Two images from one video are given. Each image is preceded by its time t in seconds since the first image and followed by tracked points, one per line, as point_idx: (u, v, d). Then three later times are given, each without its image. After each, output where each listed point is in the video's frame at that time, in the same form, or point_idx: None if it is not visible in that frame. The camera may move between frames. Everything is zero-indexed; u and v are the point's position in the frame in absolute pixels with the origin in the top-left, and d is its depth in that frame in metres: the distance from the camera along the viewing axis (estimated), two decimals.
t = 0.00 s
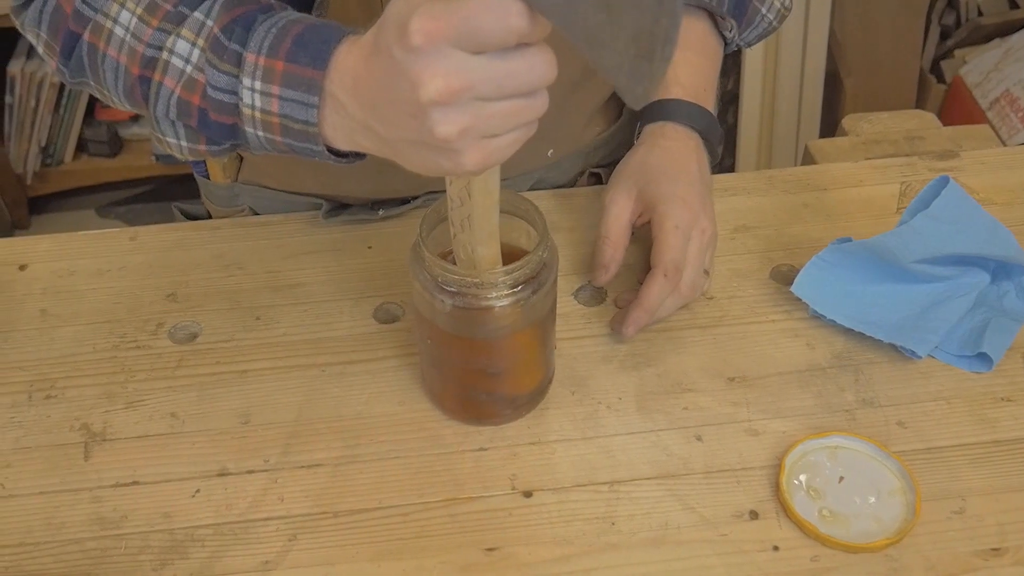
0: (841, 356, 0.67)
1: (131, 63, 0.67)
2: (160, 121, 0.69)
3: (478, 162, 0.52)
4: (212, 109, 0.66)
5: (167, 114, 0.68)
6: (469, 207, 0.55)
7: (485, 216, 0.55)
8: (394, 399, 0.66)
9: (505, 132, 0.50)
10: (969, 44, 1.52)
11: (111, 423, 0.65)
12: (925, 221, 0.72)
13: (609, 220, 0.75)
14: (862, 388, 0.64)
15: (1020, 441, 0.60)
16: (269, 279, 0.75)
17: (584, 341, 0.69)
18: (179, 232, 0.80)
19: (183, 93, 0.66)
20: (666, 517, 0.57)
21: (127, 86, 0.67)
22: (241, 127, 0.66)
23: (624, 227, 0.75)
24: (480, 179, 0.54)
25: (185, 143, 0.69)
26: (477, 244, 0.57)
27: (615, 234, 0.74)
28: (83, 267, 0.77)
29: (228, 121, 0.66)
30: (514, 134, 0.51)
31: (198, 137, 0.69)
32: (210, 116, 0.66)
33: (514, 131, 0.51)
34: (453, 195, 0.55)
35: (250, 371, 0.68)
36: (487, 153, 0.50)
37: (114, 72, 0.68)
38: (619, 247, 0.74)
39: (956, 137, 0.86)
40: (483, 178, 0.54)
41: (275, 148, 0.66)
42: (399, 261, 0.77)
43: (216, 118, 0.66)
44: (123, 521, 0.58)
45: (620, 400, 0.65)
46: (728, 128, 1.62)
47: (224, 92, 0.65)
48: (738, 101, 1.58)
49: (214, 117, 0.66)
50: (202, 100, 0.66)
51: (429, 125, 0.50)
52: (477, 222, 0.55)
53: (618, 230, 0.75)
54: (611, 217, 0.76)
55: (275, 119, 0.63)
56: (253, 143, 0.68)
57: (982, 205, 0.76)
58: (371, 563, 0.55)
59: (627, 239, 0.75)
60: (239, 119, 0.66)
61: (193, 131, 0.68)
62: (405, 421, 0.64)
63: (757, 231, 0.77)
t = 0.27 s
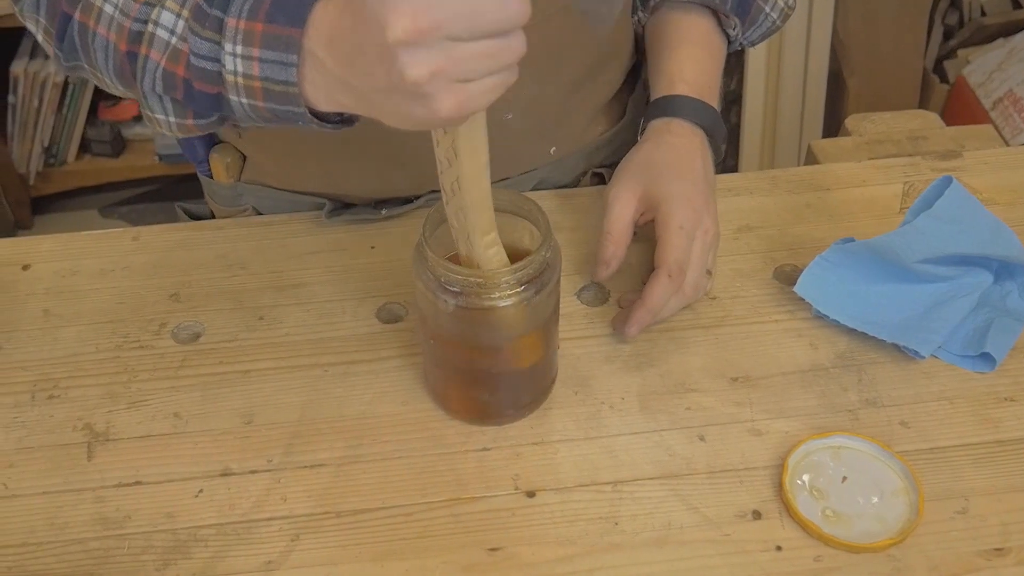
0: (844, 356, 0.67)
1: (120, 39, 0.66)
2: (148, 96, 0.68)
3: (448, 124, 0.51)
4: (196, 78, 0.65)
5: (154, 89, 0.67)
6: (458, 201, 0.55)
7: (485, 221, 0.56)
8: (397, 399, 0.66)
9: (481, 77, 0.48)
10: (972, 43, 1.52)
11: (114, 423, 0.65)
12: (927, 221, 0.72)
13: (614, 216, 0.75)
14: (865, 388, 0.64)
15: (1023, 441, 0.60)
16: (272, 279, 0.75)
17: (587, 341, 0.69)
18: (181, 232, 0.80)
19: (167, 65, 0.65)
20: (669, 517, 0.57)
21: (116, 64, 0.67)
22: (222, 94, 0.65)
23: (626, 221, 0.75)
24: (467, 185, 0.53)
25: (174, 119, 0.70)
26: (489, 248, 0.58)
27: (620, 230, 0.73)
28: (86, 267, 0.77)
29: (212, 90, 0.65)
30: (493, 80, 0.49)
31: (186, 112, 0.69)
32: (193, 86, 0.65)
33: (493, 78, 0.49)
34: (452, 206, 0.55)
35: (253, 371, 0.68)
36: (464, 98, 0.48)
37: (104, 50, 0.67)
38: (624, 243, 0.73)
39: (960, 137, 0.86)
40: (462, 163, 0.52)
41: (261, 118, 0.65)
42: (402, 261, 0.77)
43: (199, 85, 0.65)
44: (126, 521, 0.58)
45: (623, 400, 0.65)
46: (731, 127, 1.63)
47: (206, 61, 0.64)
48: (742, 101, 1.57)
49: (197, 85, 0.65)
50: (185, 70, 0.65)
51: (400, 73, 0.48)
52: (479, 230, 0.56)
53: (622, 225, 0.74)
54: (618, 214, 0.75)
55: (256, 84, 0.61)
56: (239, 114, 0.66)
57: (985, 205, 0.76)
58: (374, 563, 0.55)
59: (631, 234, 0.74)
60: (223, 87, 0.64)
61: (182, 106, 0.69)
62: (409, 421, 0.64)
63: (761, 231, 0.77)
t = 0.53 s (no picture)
0: (847, 357, 0.67)
1: (103, 8, 0.65)
2: (130, 63, 0.67)
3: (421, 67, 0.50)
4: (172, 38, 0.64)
5: (134, 55, 0.66)
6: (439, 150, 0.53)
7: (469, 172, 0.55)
8: (400, 399, 0.66)
9: (437, 7, 0.47)
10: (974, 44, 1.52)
11: (117, 423, 0.65)
12: (931, 221, 0.72)
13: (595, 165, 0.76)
14: (868, 388, 0.64)
15: None
16: (275, 279, 0.75)
17: (590, 341, 0.69)
18: (184, 232, 0.80)
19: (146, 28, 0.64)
20: (672, 517, 0.57)
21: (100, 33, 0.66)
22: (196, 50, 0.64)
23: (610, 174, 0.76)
24: (449, 134, 0.52)
25: (156, 87, 0.69)
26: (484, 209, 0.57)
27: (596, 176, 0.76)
28: (89, 267, 0.77)
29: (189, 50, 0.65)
30: (453, 9, 0.47)
31: (167, 78, 0.68)
32: (171, 48, 0.64)
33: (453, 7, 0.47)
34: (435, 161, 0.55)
35: (256, 371, 0.68)
36: (419, 30, 0.46)
37: (89, 21, 0.66)
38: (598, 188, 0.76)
39: (964, 137, 0.86)
40: (440, 108, 0.51)
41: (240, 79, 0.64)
42: (405, 261, 0.77)
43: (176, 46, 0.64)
44: (129, 521, 0.58)
45: (626, 400, 0.65)
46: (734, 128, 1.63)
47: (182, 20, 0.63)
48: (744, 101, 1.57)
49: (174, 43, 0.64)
50: (162, 32, 0.64)
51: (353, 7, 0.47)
52: (467, 184, 0.55)
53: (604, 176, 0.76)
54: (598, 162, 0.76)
55: (228, 39, 0.60)
56: (215, 75, 0.65)
57: (987, 205, 0.76)
58: (377, 563, 0.55)
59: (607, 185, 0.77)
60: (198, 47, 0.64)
61: (162, 72, 0.68)
62: (412, 421, 0.64)
63: (764, 231, 0.77)
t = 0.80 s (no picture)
0: (850, 356, 0.67)
1: None
2: (100, 32, 0.62)
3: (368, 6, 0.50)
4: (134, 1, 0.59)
5: (105, 22, 0.61)
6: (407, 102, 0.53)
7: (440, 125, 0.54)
8: (403, 398, 0.66)
9: None
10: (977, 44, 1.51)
11: (120, 423, 0.65)
12: (934, 222, 0.72)
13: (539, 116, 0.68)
14: (871, 388, 0.64)
15: None
16: (278, 279, 0.75)
17: (593, 341, 0.69)
18: (187, 232, 0.80)
19: None
20: (675, 517, 0.57)
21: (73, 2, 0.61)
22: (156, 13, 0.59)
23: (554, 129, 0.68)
24: (412, 79, 0.52)
25: (127, 57, 0.63)
26: (461, 167, 0.56)
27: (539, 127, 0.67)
28: (92, 267, 0.77)
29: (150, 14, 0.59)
30: None
31: (137, 48, 0.62)
32: (134, 11, 0.59)
33: None
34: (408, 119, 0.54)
35: (259, 370, 0.68)
36: None
37: None
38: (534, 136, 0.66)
39: (967, 137, 0.86)
40: (397, 53, 0.51)
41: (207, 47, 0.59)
42: (408, 261, 0.76)
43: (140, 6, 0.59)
44: (132, 521, 0.58)
45: (629, 400, 0.65)
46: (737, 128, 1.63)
47: None
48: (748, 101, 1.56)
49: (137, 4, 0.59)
50: None
51: None
52: (437, 139, 0.55)
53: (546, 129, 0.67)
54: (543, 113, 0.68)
55: None
56: (180, 42, 0.60)
57: (990, 205, 0.76)
58: (380, 563, 0.55)
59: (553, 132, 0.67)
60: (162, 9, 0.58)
61: (132, 41, 0.62)
62: (415, 421, 0.64)
63: (767, 231, 0.77)
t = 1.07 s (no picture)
0: (853, 356, 0.67)
1: None
2: (88, 24, 0.65)
3: None
4: None
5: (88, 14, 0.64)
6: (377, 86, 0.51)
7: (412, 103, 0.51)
8: (406, 399, 0.66)
9: None
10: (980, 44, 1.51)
11: (122, 423, 0.65)
12: (936, 221, 0.72)
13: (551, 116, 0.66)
14: (874, 388, 0.64)
15: None
16: (281, 279, 0.75)
17: (596, 341, 0.69)
18: (190, 232, 0.80)
19: None
20: (678, 517, 0.57)
21: None
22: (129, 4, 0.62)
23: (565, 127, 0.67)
24: (376, 63, 0.49)
25: (109, 49, 0.66)
26: (445, 146, 0.53)
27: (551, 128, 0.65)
28: (95, 267, 0.77)
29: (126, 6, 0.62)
30: None
31: (117, 39, 0.65)
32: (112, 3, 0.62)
33: None
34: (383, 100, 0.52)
35: (262, 371, 0.68)
36: None
37: None
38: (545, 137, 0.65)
39: (970, 137, 0.86)
40: (357, 37, 0.49)
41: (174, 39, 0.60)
42: (411, 261, 0.76)
43: None
44: (134, 521, 0.58)
45: (632, 400, 0.65)
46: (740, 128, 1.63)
47: None
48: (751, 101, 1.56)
49: None
50: None
51: None
52: (413, 119, 0.51)
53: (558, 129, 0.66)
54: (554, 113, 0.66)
55: None
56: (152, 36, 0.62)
57: (993, 205, 0.76)
58: (382, 563, 0.55)
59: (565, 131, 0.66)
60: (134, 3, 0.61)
61: (113, 32, 0.65)
62: (418, 421, 0.64)
63: (769, 231, 0.77)
